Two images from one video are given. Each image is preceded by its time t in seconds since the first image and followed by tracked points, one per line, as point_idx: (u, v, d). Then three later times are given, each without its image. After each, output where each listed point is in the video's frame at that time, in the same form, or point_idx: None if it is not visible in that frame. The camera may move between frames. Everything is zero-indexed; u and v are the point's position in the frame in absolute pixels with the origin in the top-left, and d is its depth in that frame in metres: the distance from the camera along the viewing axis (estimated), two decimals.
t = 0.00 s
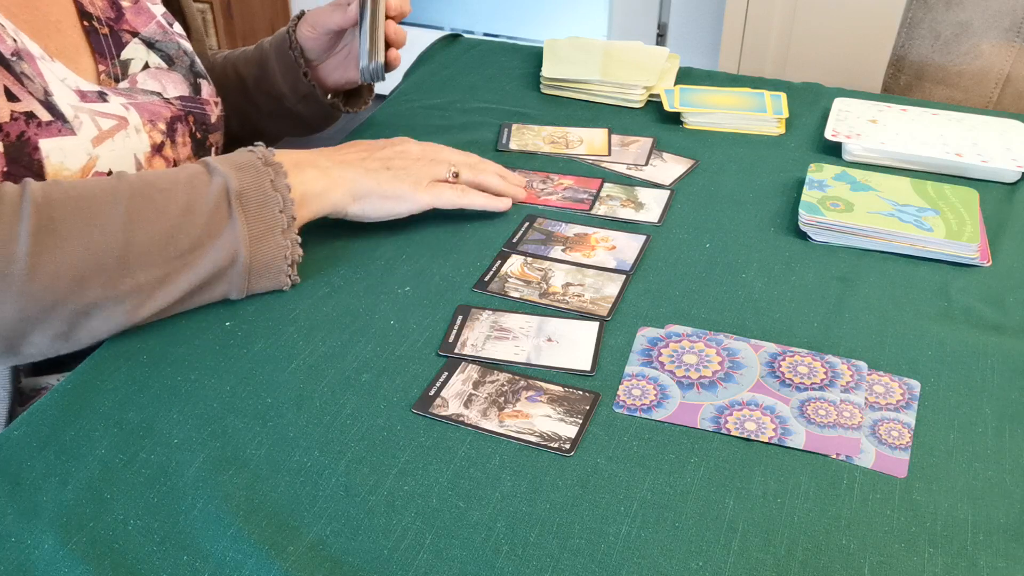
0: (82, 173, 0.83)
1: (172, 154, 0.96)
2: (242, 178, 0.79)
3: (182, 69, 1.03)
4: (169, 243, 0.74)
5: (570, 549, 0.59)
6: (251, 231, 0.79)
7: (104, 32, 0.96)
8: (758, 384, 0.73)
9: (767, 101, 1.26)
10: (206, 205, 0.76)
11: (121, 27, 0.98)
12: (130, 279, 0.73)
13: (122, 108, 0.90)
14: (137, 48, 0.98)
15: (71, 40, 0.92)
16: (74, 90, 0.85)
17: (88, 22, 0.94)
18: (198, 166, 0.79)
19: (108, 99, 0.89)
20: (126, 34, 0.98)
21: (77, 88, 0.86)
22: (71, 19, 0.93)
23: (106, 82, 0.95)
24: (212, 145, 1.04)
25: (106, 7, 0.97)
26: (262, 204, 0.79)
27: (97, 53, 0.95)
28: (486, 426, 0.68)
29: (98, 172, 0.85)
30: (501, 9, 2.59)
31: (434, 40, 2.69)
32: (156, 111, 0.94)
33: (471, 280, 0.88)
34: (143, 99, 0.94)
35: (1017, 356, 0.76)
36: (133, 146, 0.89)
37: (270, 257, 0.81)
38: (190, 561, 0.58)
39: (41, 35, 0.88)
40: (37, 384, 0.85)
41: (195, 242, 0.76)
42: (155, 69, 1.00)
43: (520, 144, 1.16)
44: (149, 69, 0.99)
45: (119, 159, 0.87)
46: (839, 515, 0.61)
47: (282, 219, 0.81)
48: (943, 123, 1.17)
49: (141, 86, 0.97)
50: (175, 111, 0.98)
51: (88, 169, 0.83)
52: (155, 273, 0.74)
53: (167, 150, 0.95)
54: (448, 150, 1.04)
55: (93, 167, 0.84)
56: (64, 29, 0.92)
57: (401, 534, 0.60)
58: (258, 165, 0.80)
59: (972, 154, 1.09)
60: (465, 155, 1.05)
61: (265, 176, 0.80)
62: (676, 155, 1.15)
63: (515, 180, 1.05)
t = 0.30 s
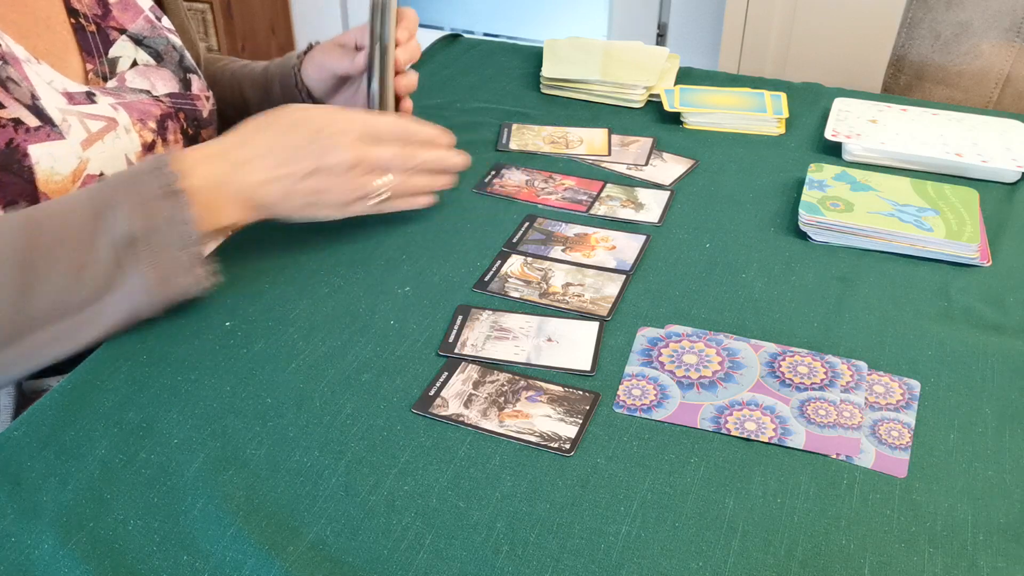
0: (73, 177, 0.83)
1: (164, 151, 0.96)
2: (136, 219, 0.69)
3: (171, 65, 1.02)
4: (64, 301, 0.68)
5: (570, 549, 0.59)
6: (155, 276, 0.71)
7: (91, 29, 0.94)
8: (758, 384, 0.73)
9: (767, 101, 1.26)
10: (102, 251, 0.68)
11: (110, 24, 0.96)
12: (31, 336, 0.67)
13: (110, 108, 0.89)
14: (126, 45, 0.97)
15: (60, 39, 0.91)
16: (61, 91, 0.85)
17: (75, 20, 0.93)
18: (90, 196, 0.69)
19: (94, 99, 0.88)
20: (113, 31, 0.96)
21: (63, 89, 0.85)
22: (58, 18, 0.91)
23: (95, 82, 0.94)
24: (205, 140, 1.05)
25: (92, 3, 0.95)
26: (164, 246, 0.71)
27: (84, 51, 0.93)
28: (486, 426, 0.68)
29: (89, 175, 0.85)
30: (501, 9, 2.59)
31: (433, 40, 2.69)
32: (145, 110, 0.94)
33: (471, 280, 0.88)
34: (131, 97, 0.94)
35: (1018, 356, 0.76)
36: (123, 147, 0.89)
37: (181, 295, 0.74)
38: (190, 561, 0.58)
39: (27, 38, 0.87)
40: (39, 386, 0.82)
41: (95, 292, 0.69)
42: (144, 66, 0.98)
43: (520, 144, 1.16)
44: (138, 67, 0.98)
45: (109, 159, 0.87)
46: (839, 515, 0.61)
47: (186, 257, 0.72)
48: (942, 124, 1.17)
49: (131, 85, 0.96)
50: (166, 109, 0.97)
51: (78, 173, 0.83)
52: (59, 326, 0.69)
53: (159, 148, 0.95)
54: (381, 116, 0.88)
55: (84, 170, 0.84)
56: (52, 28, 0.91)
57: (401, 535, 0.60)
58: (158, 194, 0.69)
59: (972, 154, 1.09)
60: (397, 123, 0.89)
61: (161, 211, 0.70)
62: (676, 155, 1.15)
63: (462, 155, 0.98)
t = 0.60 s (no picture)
0: (36, 192, 0.80)
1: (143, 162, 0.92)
2: (57, 259, 0.71)
3: (158, 71, 0.97)
4: None
5: (570, 549, 0.59)
6: (82, 309, 0.74)
7: (76, 33, 0.91)
8: (758, 384, 0.73)
9: (767, 101, 1.26)
10: (24, 293, 0.71)
11: (95, 29, 0.93)
12: None
13: (83, 118, 0.86)
14: (111, 50, 0.93)
15: (41, 44, 0.88)
16: (30, 102, 0.82)
17: (60, 25, 0.90)
18: (7, 237, 0.70)
19: (67, 109, 0.85)
20: (99, 35, 0.93)
21: (33, 99, 0.82)
22: (43, 21, 0.89)
23: (74, 91, 0.90)
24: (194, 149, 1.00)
25: (78, 6, 0.92)
26: (89, 282, 0.73)
27: (68, 57, 0.90)
28: (486, 426, 0.68)
29: (54, 189, 0.82)
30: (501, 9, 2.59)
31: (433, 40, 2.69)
32: (123, 120, 0.90)
33: (471, 280, 0.88)
34: (108, 107, 0.90)
35: (1017, 356, 0.76)
36: (95, 159, 0.86)
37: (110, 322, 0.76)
38: (189, 561, 0.58)
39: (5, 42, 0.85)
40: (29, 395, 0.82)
41: (20, 331, 0.72)
42: (128, 73, 0.94)
43: (520, 144, 1.16)
44: (121, 74, 0.94)
45: (79, 173, 0.84)
46: (839, 515, 0.61)
47: (113, 288, 0.75)
48: (942, 124, 1.17)
49: (111, 95, 0.92)
50: (147, 118, 0.93)
51: (42, 188, 0.81)
52: None
53: (136, 159, 0.91)
54: (304, 153, 0.77)
55: (48, 184, 0.81)
56: (33, 32, 0.88)
57: (401, 535, 0.60)
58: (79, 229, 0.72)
59: (972, 154, 1.09)
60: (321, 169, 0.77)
61: (84, 250, 0.72)
62: (676, 155, 1.15)
63: (408, 199, 0.83)
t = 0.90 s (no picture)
0: (37, 197, 0.80)
1: (141, 162, 0.93)
2: (91, 259, 0.73)
3: (153, 71, 0.97)
4: (25, 342, 0.72)
5: (570, 549, 0.59)
6: (110, 306, 0.77)
7: (70, 34, 0.91)
8: (758, 384, 0.73)
9: (767, 101, 1.26)
10: (58, 293, 0.73)
11: (88, 28, 0.92)
12: None
13: (80, 120, 0.86)
14: (105, 50, 0.93)
15: (31, 46, 0.87)
16: (27, 105, 0.82)
17: (53, 26, 0.89)
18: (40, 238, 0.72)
19: (64, 111, 0.85)
20: (92, 35, 0.92)
21: (29, 101, 0.82)
22: (34, 22, 0.88)
23: (71, 93, 0.90)
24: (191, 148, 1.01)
25: (70, 6, 0.91)
26: (119, 279, 0.76)
27: (62, 59, 0.90)
28: (486, 426, 0.68)
29: (55, 193, 0.82)
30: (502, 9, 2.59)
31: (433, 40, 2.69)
32: (119, 121, 0.91)
33: (471, 280, 0.88)
34: (104, 109, 0.91)
35: (1017, 356, 0.76)
36: (94, 160, 0.86)
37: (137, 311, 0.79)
38: (189, 560, 0.58)
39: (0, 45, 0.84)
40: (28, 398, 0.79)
41: (53, 330, 0.73)
42: (123, 74, 0.94)
43: (520, 144, 1.16)
44: (117, 75, 0.94)
45: (79, 175, 0.84)
46: (839, 515, 0.61)
47: (141, 283, 0.77)
48: (942, 124, 1.17)
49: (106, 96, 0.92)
50: (143, 119, 0.94)
51: (42, 192, 0.81)
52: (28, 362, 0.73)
53: (135, 160, 0.92)
54: (327, 153, 0.82)
55: (49, 188, 0.81)
56: (25, 35, 0.87)
57: (401, 535, 0.60)
58: (110, 230, 0.74)
59: (972, 154, 1.09)
60: (342, 164, 0.82)
61: (116, 250, 0.74)
62: (676, 155, 1.15)
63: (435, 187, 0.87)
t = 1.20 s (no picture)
0: (43, 198, 0.80)
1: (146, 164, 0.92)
2: (104, 239, 0.74)
3: (157, 72, 0.97)
4: (46, 327, 0.71)
5: (570, 549, 0.59)
6: (126, 289, 0.77)
7: (73, 36, 0.91)
8: (758, 384, 0.73)
9: (767, 101, 1.26)
10: (76, 275, 0.73)
11: (92, 30, 0.92)
12: (17, 363, 0.71)
13: (85, 122, 0.86)
14: (108, 52, 0.93)
15: (32, 48, 0.87)
16: (33, 106, 0.82)
17: (56, 27, 0.89)
18: (52, 223, 0.73)
19: (69, 113, 0.85)
20: (96, 36, 0.92)
21: (35, 103, 0.82)
22: (37, 24, 0.88)
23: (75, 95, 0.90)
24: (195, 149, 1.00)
25: (73, 8, 0.91)
26: (132, 259, 0.76)
27: (66, 61, 0.90)
28: (486, 426, 0.68)
29: (61, 194, 0.82)
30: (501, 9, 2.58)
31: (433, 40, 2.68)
32: (123, 122, 0.90)
33: (471, 280, 0.88)
34: (108, 110, 0.90)
35: (1017, 356, 0.76)
36: (100, 162, 0.86)
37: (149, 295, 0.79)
38: (189, 560, 0.58)
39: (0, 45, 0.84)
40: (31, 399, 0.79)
41: (73, 314, 0.73)
42: (127, 75, 0.94)
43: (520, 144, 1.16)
44: (121, 76, 0.94)
45: (84, 176, 0.84)
46: (839, 515, 0.61)
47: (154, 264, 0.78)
48: (942, 124, 1.17)
49: (111, 98, 0.92)
50: (147, 121, 0.93)
51: (48, 194, 0.80)
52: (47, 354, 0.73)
53: (139, 161, 0.91)
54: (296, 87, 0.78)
55: (55, 190, 0.81)
56: (27, 36, 0.87)
57: (401, 535, 0.60)
58: (120, 210, 0.76)
59: (972, 154, 1.09)
60: (314, 91, 0.78)
61: (127, 229, 0.76)
62: (676, 155, 1.15)
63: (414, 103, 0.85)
